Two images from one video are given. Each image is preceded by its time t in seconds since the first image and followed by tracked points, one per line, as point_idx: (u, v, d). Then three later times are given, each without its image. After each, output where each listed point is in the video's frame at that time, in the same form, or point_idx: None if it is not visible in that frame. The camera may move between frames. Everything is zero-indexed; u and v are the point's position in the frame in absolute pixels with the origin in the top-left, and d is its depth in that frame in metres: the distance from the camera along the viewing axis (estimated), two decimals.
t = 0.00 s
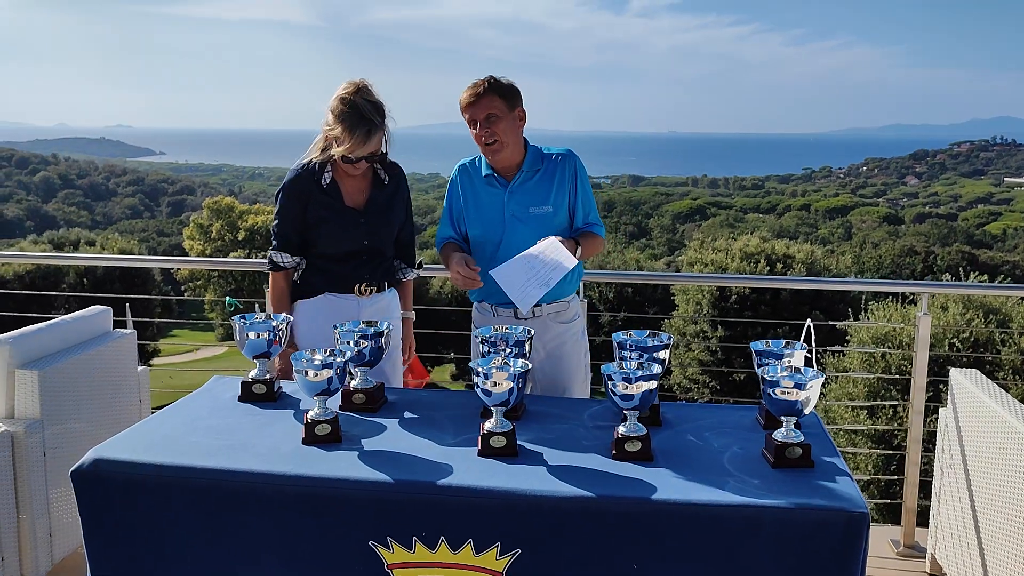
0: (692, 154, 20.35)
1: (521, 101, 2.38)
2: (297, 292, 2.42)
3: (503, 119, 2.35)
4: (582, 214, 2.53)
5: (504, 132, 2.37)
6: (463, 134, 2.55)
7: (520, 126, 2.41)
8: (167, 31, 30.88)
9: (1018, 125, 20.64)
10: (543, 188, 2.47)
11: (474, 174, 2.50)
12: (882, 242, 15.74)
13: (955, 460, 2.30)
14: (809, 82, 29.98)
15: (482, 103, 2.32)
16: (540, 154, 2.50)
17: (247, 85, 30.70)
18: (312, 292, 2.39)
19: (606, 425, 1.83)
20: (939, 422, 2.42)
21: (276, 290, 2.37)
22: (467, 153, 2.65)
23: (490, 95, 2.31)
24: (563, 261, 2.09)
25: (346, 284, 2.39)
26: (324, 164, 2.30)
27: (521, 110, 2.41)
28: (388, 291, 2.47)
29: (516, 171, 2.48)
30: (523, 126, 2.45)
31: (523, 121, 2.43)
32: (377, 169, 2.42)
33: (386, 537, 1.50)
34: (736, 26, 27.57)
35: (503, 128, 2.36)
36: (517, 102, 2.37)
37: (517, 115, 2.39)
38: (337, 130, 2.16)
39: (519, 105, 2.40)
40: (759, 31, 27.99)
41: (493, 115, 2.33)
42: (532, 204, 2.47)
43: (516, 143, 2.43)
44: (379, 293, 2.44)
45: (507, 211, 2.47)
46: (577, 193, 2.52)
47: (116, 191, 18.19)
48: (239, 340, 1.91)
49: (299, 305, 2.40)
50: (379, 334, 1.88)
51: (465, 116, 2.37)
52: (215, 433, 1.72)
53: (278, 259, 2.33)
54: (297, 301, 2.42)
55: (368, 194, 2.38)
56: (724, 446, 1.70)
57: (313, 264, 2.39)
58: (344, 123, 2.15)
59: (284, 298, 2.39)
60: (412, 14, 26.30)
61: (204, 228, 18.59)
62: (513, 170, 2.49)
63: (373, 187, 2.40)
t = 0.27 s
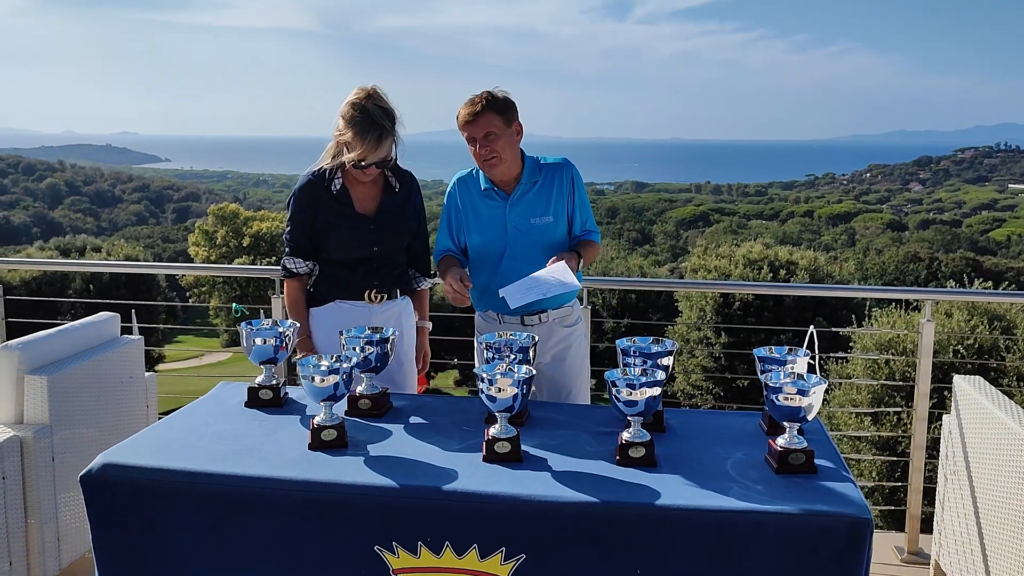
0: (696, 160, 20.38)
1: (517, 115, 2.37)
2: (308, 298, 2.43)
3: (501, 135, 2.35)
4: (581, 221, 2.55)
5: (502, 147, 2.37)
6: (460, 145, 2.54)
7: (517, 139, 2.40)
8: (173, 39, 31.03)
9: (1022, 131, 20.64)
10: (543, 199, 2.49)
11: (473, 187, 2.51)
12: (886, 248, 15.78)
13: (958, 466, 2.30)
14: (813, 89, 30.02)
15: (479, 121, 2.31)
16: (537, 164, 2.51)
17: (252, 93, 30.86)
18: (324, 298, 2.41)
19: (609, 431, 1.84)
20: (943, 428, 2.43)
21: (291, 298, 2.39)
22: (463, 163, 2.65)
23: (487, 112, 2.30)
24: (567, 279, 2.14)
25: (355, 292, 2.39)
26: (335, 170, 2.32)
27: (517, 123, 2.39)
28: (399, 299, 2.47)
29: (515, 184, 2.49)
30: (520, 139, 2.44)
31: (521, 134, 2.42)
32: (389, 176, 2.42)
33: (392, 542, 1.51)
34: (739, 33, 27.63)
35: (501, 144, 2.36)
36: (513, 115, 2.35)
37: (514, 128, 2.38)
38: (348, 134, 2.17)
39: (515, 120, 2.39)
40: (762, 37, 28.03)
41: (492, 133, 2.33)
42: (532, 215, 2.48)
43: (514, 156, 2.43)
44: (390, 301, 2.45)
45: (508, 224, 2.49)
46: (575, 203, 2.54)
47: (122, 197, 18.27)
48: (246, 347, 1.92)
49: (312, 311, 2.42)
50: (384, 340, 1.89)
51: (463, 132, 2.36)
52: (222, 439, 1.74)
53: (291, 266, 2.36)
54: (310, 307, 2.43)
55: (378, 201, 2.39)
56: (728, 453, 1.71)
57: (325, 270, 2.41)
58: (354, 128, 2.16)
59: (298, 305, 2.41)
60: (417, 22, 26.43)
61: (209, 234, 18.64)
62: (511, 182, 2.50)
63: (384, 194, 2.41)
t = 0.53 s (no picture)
0: (695, 166, 20.43)
1: (531, 120, 2.41)
2: (305, 306, 2.44)
3: (513, 137, 2.37)
4: (586, 229, 2.55)
5: (513, 149, 2.39)
6: (472, 148, 2.57)
7: (529, 144, 2.44)
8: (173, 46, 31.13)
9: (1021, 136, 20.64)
10: (549, 203, 2.50)
11: (482, 189, 2.53)
12: (885, 254, 15.81)
13: (955, 471, 2.30)
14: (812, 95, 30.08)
15: (494, 120, 2.34)
16: (546, 170, 2.53)
17: (252, 100, 30.95)
18: (320, 306, 2.41)
19: (606, 437, 1.84)
20: (940, 433, 2.43)
21: (287, 307, 2.39)
22: (473, 167, 2.68)
23: (502, 113, 2.33)
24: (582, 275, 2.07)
25: (353, 297, 2.40)
26: (326, 177, 2.33)
27: (531, 129, 2.44)
28: (396, 303, 2.48)
29: (523, 187, 2.50)
30: (531, 144, 2.48)
31: (532, 139, 2.46)
32: (381, 181, 2.43)
33: (387, 548, 1.51)
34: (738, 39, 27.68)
35: (512, 146, 2.39)
36: (527, 119, 2.40)
37: (527, 133, 2.42)
38: (336, 140, 2.18)
39: (528, 125, 2.43)
40: (761, 43, 28.10)
41: (505, 134, 2.35)
42: (538, 218, 2.49)
43: (524, 159, 2.46)
44: (386, 306, 2.45)
45: (514, 226, 2.49)
46: (581, 212, 2.54)
47: (122, 204, 18.30)
48: (243, 353, 1.93)
49: (309, 318, 2.42)
50: (380, 345, 1.89)
51: (476, 132, 2.39)
52: (218, 445, 1.74)
53: (286, 274, 2.36)
54: (306, 314, 2.44)
55: (371, 206, 2.39)
56: (724, 458, 1.71)
57: (320, 276, 2.41)
58: (343, 133, 2.17)
59: (294, 313, 2.41)
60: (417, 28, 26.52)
61: (208, 241, 18.46)
62: (520, 185, 2.52)
63: (377, 199, 2.41)
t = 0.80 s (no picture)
0: (692, 171, 20.47)
1: (556, 124, 2.44)
2: (292, 312, 2.43)
3: (536, 138, 2.41)
4: (603, 234, 2.53)
5: (535, 150, 2.43)
6: (497, 151, 2.60)
7: (552, 147, 2.47)
8: (170, 53, 31.17)
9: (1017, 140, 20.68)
10: (567, 205, 2.51)
11: (503, 189, 2.56)
12: (882, 258, 15.82)
13: (951, 475, 2.30)
14: (808, 99, 30.16)
15: (518, 120, 2.38)
16: (567, 175, 2.54)
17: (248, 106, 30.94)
18: (307, 311, 2.41)
19: (601, 442, 1.84)
20: (935, 435, 2.43)
21: (273, 311, 2.38)
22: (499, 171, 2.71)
23: (528, 114, 2.37)
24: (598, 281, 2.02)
25: (342, 301, 2.40)
26: (314, 183, 2.33)
27: (555, 133, 2.47)
28: (384, 308, 2.48)
29: (544, 189, 2.53)
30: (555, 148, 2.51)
31: (555, 143, 2.49)
32: (368, 185, 2.44)
33: (381, 554, 1.50)
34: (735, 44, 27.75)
35: (535, 146, 2.43)
36: (553, 124, 2.44)
37: (551, 137, 2.46)
38: (322, 145, 2.18)
39: (553, 129, 2.46)
40: (756, 48, 28.19)
41: (528, 133, 2.39)
42: (555, 219, 2.50)
43: (547, 162, 2.49)
44: (373, 310, 2.45)
45: (531, 226, 2.50)
46: (598, 216, 2.53)
47: (118, 212, 18.30)
48: (237, 359, 1.92)
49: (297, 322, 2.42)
50: (376, 350, 1.90)
51: (502, 131, 2.44)
52: (212, 452, 1.73)
53: (274, 279, 2.35)
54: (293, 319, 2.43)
55: (359, 211, 2.39)
56: (719, 462, 1.71)
57: (308, 281, 2.41)
58: (330, 139, 2.16)
59: (281, 316, 2.41)
60: (414, 35, 26.58)
61: (204, 248, 18.69)
62: (541, 187, 2.54)
63: (365, 205, 2.41)
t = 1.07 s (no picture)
0: (688, 173, 20.53)
1: (571, 128, 2.45)
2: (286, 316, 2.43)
3: (551, 143, 2.42)
4: (621, 236, 2.53)
5: (551, 154, 2.44)
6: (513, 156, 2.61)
7: (568, 151, 2.47)
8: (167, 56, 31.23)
9: (1013, 141, 20.72)
10: (584, 209, 2.51)
11: (520, 194, 2.56)
12: (879, 259, 15.85)
13: (947, 474, 2.30)
14: (804, 101, 30.22)
15: (532, 126, 2.40)
16: (584, 179, 2.54)
17: (245, 110, 30.98)
18: (302, 313, 2.41)
19: (600, 444, 1.84)
20: (932, 436, 2.43)
21: (266, 314, 2.37)
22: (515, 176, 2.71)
23: (543, 118, 2.38)
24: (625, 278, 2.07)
25: (337, 301, 2.40)
26: (306, 185, 2.33)
27: (571, 136, 2.48)
28: (379, 307, 2.49)
29: (561, 193, 2.52)
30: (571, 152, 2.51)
31: (571, 147, 2.49)
32: (358, 187, 2.44)
33: (379, 557, 1.50)
34: (731, 46, 27.82)
35: (551, 150, 2.43)
36: (568, 127, 2.44)
37: (567, 140, 2.46)
38: (315, 145, 2.18)
39: (568, 133, 2.47)
40: (753, 50, 28.25)
41: (543, 137, 2.40)
42: (573, 223, 2.50)
43: (563, 166, 2.49)
44: (369, 309, 2.45)
45: (548, 231, 2.51)
46: (616, 219, 2.53)
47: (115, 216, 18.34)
48: (234, 362, 1.92)
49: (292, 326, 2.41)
50: (372, 353, 1.90)
51: (518, 136, 2.45)
52: (208, 455, 1.73)
53: (268, 282, 2.34)
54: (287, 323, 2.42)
55: (352, 212, 2.40)
56: (716, 463, 1.72)
57: (302, 283, 2.40)
58: (323, 138, 2.17)
59: (275, 319, 2.39)
60: (411, 38, 26.66)
61: (202, 251, 18.33)
62: (558, 191, 2.54)
63: (357, 205, 2.42)
